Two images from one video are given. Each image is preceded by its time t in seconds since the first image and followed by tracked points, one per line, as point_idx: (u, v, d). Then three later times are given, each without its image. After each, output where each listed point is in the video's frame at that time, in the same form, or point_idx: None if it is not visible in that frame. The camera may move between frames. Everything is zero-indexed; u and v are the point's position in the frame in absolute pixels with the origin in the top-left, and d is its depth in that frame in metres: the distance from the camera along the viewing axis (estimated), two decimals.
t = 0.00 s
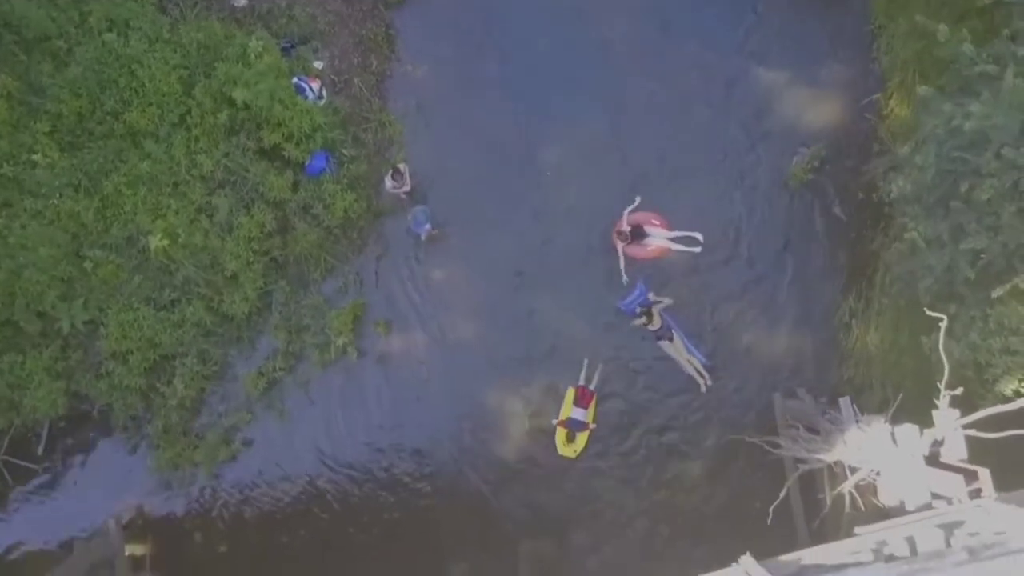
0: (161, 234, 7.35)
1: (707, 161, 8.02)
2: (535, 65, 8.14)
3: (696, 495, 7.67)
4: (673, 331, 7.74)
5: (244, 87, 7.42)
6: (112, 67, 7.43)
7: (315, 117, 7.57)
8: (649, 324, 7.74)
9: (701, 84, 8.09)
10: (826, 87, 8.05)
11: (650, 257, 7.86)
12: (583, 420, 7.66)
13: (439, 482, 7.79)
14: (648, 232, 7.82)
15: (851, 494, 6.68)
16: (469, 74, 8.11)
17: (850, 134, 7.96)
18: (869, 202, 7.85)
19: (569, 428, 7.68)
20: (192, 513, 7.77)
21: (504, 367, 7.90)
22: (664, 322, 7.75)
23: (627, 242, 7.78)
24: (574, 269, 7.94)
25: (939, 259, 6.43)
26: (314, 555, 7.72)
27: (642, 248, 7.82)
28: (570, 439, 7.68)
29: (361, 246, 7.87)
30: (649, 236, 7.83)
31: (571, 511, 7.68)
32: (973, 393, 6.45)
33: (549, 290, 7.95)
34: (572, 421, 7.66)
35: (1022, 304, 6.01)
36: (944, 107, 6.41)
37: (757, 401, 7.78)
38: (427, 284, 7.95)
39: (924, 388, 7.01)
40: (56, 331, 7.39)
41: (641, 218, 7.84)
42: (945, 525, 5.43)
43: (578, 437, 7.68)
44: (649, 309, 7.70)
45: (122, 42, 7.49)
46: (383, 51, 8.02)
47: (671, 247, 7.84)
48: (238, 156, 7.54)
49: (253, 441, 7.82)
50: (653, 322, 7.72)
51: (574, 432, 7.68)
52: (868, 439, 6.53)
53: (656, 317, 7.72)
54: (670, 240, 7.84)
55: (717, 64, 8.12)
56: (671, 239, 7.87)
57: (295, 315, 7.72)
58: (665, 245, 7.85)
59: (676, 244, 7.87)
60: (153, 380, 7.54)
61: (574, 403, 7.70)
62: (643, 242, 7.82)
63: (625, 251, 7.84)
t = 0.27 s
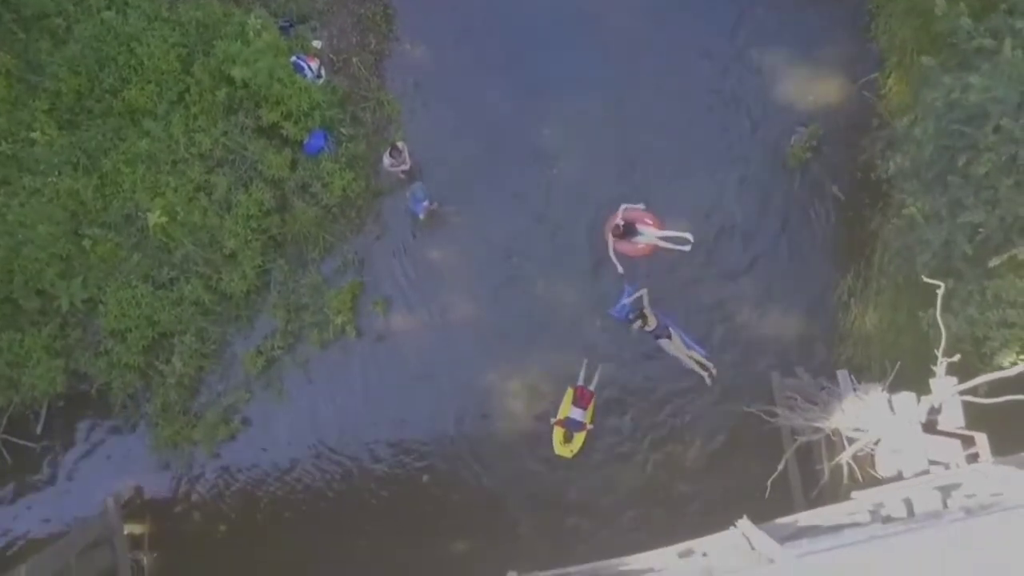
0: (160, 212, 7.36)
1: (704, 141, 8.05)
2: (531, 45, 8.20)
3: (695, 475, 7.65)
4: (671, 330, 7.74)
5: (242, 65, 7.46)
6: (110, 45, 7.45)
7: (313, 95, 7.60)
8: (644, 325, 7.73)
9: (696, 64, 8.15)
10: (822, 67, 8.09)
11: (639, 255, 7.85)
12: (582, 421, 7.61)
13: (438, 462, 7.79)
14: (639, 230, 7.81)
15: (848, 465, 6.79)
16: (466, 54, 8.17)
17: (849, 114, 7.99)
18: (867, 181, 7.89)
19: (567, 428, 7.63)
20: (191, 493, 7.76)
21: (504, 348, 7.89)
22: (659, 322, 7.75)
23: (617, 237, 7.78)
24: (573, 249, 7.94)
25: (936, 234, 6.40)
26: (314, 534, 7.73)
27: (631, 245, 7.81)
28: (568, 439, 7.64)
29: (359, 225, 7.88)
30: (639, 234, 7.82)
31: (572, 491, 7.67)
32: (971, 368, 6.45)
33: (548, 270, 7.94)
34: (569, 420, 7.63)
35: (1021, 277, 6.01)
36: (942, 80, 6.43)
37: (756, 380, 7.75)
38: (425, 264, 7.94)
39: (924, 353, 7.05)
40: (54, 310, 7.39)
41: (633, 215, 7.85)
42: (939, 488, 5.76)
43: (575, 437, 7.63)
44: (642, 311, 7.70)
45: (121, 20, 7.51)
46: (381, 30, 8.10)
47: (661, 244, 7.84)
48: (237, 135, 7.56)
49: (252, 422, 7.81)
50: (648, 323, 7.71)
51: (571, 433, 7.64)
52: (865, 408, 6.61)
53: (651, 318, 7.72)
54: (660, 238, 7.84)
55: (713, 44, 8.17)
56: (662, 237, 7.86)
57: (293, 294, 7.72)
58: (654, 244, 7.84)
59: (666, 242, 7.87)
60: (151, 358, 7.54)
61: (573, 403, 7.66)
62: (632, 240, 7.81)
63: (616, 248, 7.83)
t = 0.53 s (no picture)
0: (159, 195, 7.35)
1: (704, 126, 8.05)
2: (531, 30, 8.20)
3: (695, 460, 7.65)
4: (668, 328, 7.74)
5: (242, 48, 7.44)
6: (110, 28, 7.42)
7: (313, 79, 7.59)
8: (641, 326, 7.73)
9: (696, 49, 8.16)
10: (822, 52, 8.09)
11: (633, 254, 7.85)
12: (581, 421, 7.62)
13: (438, 446, 7.79)
14: (633, 228, 7.82)
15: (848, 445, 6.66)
16: (467, 39, 8.16)
17: (850, 99, 7.99)
18: (867, 165, 7.87)
19: (567, 427, 7.64)
20: (190, 477, 7.77)
21: (504, 333, 7.89)
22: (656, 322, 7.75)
23: (612, 233, 7.79)
24: (573, 234, 7.93)
25: (937, 215, 6.42)
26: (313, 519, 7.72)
27: (624, 244, 7.82)
28: (567, 438, 7.64)
29: (359, 210, 7.87)
30: (633, 232, 7.83)
31: (571, 475, 7.67)
32: (971, 350, 6.45)
33: (548, 254, 7.93)
34: (569, 420, 7.64)
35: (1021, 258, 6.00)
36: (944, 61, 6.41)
37: (755, 365, 7.76)
38: (425, 249, 7.94)
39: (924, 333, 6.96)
40: (54, 293, 7.39)
41: (628, 213, 7.87)
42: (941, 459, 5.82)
43: (575, 437, 7.64)
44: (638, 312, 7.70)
45: (121, 4, 7.49)
46: (381, 15, 8.10)
47: (654, 244, 7.82)
48: (237, 119, 7.55)
49: (252, 406, 7.82)
50: (645, 323, 7.71)
51: (571, 433, 7.65)
52: (866, 383, 6.69)
53: (647, 318, 7.72)
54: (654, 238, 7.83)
55: (712, 30, 8.19)
56: (655, 237, 7.85)
57: (294, 278, 7.72)
58: (648, 243, 7.84)
59: (660, 242, 7.86)
60: (151, 342, 7.55)
61: (573, 403, 7.66)
62: (626, 238, 7.81)
63: (611, 245, 7.84)
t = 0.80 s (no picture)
0: (162, 175, 7.36)
1: (706, 108, 8.05)
2: (533, 13, 8.19)
3: (698, 442, 7.65)
4: (670, 326, 7.70)
5: (244, 28, 7.46)
6: (113, 10, 7.45)
7: (315, 60, 7.60)
8: (641, 326, 7.68)
9: (698, 32, 8.16)
10: (825, 34, 8.08)
11: (628, 252, 7.84)
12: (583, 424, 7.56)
13: (441, 428, 7.80)
14: (630, 226, 7.81)
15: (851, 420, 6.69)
16: (469, 21, 8.16)
17: (852, 82, 7.98)
18: (870, 148, 7.89)
19: (567, 427, 7.58)
20: (193, 460, 7.77)
21: (507, 315, 7.88)
22: (656, 321, 7.71)
23: (609, 229, 7.78)
24: (575, 217, 7.94)
25: (940, 192, 6.43)
26: (315, 501, 7.71)
27: (621, 242, 7.80)
28: (567, 438, 7.59)
29: (362, 191, 7.88)
30: (630, 230, 7.81)
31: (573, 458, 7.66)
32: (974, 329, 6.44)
33: (550, 237, 7.93)
34: (572, 421, 7.57)
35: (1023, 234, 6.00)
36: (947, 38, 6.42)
37: (758, 347, 7.76)
38: (427, 231, 7.94)
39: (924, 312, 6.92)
40: (57, 275, 7.38)
41: (625, 212, 7.84)
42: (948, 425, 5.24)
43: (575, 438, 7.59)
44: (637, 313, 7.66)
45: None
46: None
47: (650, 243, 7.81)
48: (239, 100, 7.54)
49: (254, 389, 7.82)
50: (645, 324, 7.66)
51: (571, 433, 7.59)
52: (871, 357, 6.49)
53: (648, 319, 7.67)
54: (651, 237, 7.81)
55: (715, 12, 8.20)
56: (652, 236, 7.84)
57: (296, 260, 7.72)
58: (644, 242, 7.82)
59: (656, 241, 7.84)
60: (154, 324, 7.54)
61: (577, 405, 7.59)
62: (622, 237, 7.80)
63: (607, 242, 7.83)
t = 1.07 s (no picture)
0: (165, 156, 7.35)
1: (709, 91, 8.05)
2: None
3: (702, 424, 7.65)
4: (671, 323, 7.67)
5: (248, 9, 7.48)
6: None
7: (318, 42, 7.58)
8: (642, 327, 7.65)
9: (701, 15, 8.16)
10: (827, 18, 8.10)
11: (625, 248, 7.83)
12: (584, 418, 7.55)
13: (444, 410, 7.79)
14: (628, 224, 7.80)
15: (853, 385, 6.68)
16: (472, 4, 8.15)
17: (854, 66, 8.01)
18: (873, 131, 7.91)
19: (568, 421, 7.56)
20: (196, 442, 7.76)
21: (510, 297, 7.89)
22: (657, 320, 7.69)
23: (606, 226, 7.77)
24: (578, 199, 7.93)
25: (943, 170, 6.48)
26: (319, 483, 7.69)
27: (619, 240, 7.80)
28: (567, 433, 7.55)
29: (364, 173, 7.87)
30: (628, 229, 7.81)
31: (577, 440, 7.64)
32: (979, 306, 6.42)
33: (554, 219, 7.92)
34: (572, 416, 7.55)
35: None
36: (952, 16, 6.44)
37: (761, 329, 7.76)
38: (430, 214, 7.92)
39: (926, 289, 6.91)
40: (60, 256, 7.37)
41: (625, 211, 7.83)
42: (953, 395, 4.78)
43: (574, 434, 7.55)
44: (637, 314, 7.66)
45: None
46: None
47: (648, 242, 7.80)
48: (242, 81, 7.55)
49: (256, 371, 7.81)
50: (646, 324, 7.64)
51: (571, 427, 7.55)
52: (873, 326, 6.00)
53: (648, 319, 7.66)
54: (648, 235, 7.81)
55: None
56: (649, 235, 7.83)
57: (299, 242, 7.71)
58: (641, 241, 7.82)
59: (654, 240, 7.83)
60: (157, 305, 7.53)
61: (579, 402, 7.60)
62: (619, 233, 7.80)
63: (605, 240, 7.82)
